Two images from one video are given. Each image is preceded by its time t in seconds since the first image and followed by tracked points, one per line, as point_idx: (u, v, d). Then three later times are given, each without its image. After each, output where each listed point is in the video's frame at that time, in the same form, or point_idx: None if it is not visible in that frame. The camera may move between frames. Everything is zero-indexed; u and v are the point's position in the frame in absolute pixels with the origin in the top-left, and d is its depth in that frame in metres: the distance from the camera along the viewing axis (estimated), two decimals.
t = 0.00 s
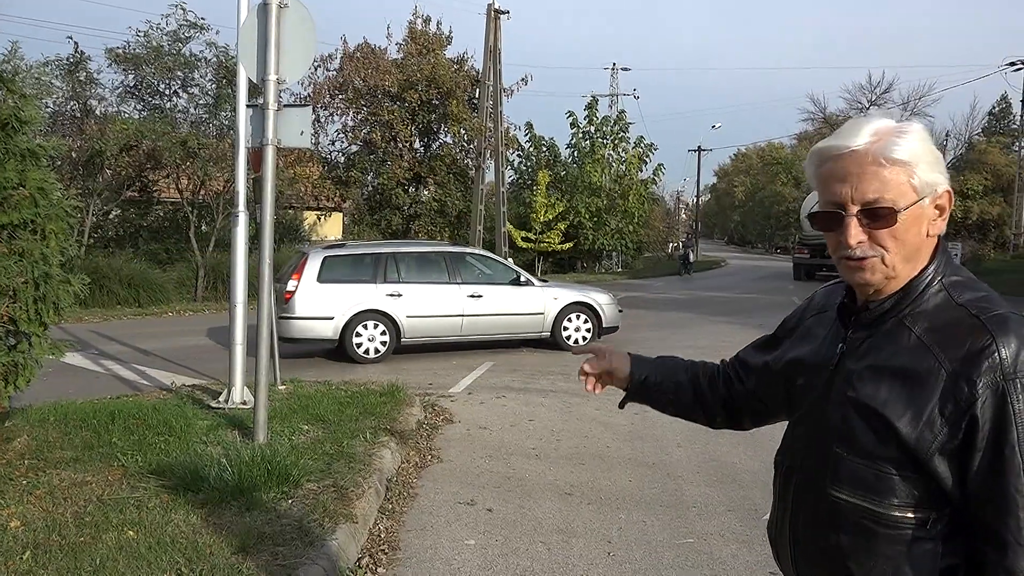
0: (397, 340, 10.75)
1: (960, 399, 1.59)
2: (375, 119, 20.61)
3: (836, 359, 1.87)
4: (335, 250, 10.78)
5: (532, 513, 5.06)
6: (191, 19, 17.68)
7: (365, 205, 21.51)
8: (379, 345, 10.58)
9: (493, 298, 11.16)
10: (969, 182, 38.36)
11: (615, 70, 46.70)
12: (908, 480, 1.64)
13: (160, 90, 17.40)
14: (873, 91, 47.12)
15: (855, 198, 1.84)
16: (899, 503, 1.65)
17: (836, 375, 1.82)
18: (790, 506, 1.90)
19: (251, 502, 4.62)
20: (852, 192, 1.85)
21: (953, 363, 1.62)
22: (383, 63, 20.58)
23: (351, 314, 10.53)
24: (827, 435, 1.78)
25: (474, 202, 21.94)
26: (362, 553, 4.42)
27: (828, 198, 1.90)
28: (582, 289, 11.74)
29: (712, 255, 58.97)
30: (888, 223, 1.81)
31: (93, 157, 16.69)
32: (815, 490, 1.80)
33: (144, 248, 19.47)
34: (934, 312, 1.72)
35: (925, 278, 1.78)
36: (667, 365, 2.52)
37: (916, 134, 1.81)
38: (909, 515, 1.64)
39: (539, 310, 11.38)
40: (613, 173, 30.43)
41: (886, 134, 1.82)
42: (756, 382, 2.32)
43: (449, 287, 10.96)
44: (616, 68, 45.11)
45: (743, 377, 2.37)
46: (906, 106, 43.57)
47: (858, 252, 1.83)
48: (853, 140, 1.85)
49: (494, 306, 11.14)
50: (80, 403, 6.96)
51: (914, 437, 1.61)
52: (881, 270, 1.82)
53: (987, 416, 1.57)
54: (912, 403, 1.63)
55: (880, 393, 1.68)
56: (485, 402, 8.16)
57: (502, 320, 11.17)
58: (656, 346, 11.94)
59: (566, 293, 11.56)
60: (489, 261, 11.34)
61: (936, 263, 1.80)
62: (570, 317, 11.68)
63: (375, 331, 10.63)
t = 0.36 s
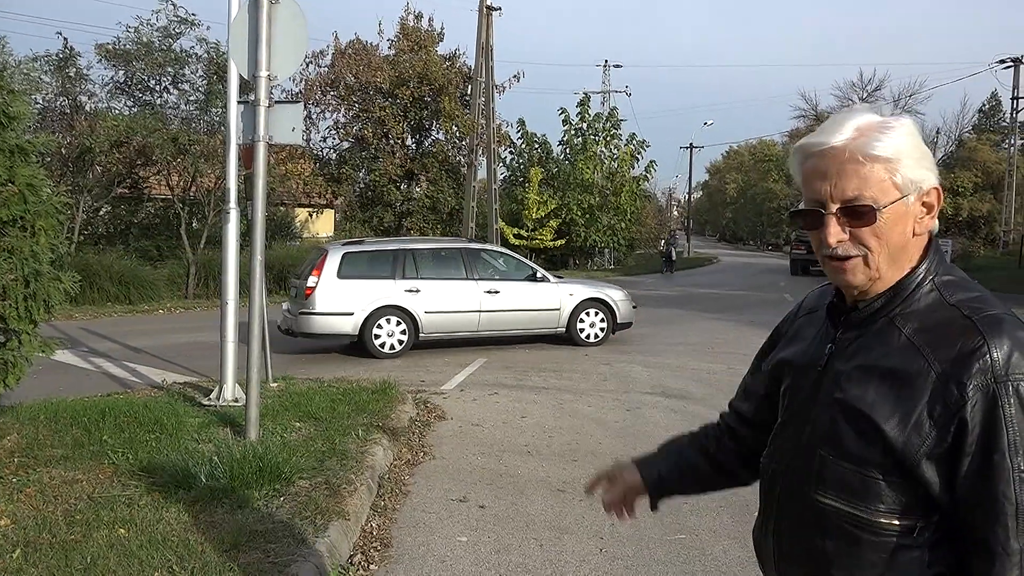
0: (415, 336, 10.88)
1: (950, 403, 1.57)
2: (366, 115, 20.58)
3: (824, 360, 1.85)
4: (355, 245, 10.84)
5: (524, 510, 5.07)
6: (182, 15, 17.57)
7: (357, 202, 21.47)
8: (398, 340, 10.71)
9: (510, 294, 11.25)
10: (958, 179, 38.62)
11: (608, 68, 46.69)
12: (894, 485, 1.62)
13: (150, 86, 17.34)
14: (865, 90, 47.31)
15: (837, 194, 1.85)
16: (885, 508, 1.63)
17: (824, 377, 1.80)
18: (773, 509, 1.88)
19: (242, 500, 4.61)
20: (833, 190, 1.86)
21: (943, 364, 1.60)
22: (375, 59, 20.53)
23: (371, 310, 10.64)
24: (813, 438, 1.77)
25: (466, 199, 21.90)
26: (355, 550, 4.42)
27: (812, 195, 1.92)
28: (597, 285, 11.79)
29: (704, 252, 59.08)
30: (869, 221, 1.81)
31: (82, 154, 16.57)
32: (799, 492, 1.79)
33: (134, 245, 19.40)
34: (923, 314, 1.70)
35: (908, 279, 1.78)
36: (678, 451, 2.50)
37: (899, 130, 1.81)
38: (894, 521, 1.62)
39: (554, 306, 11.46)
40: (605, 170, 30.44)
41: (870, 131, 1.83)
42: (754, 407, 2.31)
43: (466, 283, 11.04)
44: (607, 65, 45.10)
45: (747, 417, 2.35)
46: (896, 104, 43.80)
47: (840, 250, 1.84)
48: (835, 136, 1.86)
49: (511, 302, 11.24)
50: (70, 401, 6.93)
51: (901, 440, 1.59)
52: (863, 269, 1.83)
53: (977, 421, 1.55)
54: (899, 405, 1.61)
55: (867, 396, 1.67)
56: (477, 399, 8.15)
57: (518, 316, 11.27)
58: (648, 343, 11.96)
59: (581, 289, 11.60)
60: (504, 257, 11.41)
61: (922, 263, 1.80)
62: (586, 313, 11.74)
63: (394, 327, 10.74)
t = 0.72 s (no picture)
0: (434, 334, 10.96)
1: (940, 400, 1.55)
2: (360, 113, 20.58)
3: (822, 352, 1.85)
4: (375, 243, 10.92)
5: (519, 507, 5.08)
6: (175, 12, 17.51)
7: (351, 200, 21.50)
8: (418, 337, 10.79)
9: (528, 291, 11.33)
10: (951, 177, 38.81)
11: (603, 66, 46.72)
12: (880, 480, 1.61)
13: (143, 83, 17.27)
14: (858, 88, 47.41)
15: (844, 178, 1.85)
16: (868, 503, 1.62)
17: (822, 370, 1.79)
18: (762, 500, 1.88)
19: (236, 498, 4.60)
20: (840, 174, 1.86)
21: (938, 360, 1.58)
22: (369, 57, 20.52)
23: (391, 308, 10.72)
24: (805, 429, 1.77)
25: (460, 196, 21.88)
26: (349, 548, 4.42)
27: (820, 177, 1.93)
28: (612, 282, 11.88)
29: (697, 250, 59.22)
30: (875, 207, 1.81)
31: (75, 152, 16.48)
32: (788, 482, 1.79)
33: (127, 243, 19.36)
34: (920, 311, 1.69)
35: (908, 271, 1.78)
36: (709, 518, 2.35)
37: (913, 118, 1.79)
38: (877, 518, 1.61)
39: (571, 303, 11.53)
40: (599, 168, 30.46)
41: (883, 116, 1.81)
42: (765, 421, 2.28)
43: (484, 280, 11.14)
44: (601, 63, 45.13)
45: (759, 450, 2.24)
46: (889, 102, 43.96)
47: (842, 236, 1.85)
48: (849, 117, 1.85)
49: (528, 299, 11.33)
50: (62, 399, 6.91)
51: (890, 435, 1.58)
52: (865, 256, 1.84)
53: (969, 419, 1.53)
54: (891, 399, 1.60)
55: (859, 390, 1.66)
56: (472, 397, 8.16)
57: (535, 313, 11.35)
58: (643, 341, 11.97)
59: (597, 286, 11.67)
60: (519, 255, 11.48)
61: (929, 256, 1.79)
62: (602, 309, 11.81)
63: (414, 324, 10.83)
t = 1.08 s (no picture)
0: (459, 330, 11.04)
1: (913, 400, 1.55)
2: (354, 110, 20.58)
3: (792, 356, 1.83)
4: (399, 242, 11.01)
5: (513, 505, 5.09)
6: (167, 9, 17.47)
7: (344, 198, 21.55)
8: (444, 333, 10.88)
9: (549, 288, 11.43)
10: (942, 175, 39.02)
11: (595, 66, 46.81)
12: (859, 482, 1.61)
13: (136, 81, 17.21)
14: (850, 87, 47.54)
15: (811, 178, 1.85)
16: (851, 505, 1.62)
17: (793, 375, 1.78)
18: (745, 506, 1.87)
19: (229, 496, 4.59)
20: (807, 176, 1.85)
21: (910, 360, 1.58)
22: (363, 54, 20.56)
23: (417, 305, 10.80)
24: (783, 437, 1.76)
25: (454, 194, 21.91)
26: (343, 546, 4.42)
27: (785, 179, 1.91)
28: (630, 278, 11.98)
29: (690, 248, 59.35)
30: (845, 206, 1.81)
31: (67, 150, 16.37)
32: (770, 490, 1.78)
33: (120, 242, 19.28)
34: (889, 312, 1.69)
35: (876, 271, 1.77)
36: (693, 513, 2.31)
37: (875, 117, 1.81)
38: (861, 520, 1.61)
39: (590, 300, 11.62)
40: (593, 166, 30.45)
41: (845, 116, 1.83)
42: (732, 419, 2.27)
43: (507, 278, 11.23)
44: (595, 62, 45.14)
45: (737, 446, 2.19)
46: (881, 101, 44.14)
47: (814, 236, 1.84)
48: (811, 118, 1.86)
49: (550, 296, 11.43)
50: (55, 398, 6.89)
51: (868, 439, 1.58)
52: (836, 256, 1.83)
53: (943, 418, 1.53)
54: (866, 401, 1.60)
55: (833, 394, 1.65)
56: (465, 394, 8.16)
57: (557, 310, 11.45)
58: (636, 339, 11.98)
59: (616, 283, 11.77)
60: (537, 252, 11.57)
61: (895, 255, 1.79)
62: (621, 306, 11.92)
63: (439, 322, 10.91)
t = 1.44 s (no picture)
0: (496, 327, 11.19)
1: (869, 359, 1.58)
2: (347, 109, 20.55)
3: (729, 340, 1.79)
4: (437, 241, 11.09)
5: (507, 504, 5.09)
6: (159, 7, 17.41)
7: (337, 197, 21.55)
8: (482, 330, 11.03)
9: (580, 285, 11.66)
10: (933, 174, 39.19)
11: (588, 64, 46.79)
12: (824, 449, 1.59)
13: (127, 79, 17.15)
14: (843, 85, 47.68)
15: (752, 164, 1.84)
16: (815, 476, 1.59)
17: (737, 356, 1.73)
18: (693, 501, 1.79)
19: (222, 495, 4.59)
20: (748, 157, 1.84)
21: (858, 325, 1.62)
22: (356, 52, 20.55)
23: (456, 303, 10.93)
24: (731, 418, 1.70)
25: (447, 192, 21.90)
26: (336, 545, 4.41)
27: (718, 170, 1.90)
28: (656, 275, 12.20)
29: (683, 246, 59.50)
30: (785, 187, 1.82)
31: (58, 148, 16.25)
32: (722, 475, 1.71)
33: (112, 240, 19.22)
34: (833, 286, 1.71)
35: (815, 251, 1.79)
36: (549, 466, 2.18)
37: (793, 114, 1.90)
38: (827, 485, 1.59)
39: (620, 296, 11.84)
40: (586, 164, 30.48)
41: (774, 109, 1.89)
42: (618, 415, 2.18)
43: (540, 275, 11.43)
44: (588, 61, 45.11)
45: (633, 424, 2.15)
46: (873, 100, 44.27)
47: (759, 217, 1.82)
48: (744, 108, 1.89)
49: (581, 293, 11.66)
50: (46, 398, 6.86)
51: (830, 404, 1.58)
52: (776, 236, 1.82)
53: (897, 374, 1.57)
54: (822, 368, 1.60)
55: (789, 364, 1.63)
56: (459, 393, 8.16)
57: (587, 307, 11.67)
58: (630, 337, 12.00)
59: (643, 280, 12.00)
60: (569, 250, 11.80)
61: (818, 242, 1.83)
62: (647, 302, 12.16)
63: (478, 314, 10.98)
